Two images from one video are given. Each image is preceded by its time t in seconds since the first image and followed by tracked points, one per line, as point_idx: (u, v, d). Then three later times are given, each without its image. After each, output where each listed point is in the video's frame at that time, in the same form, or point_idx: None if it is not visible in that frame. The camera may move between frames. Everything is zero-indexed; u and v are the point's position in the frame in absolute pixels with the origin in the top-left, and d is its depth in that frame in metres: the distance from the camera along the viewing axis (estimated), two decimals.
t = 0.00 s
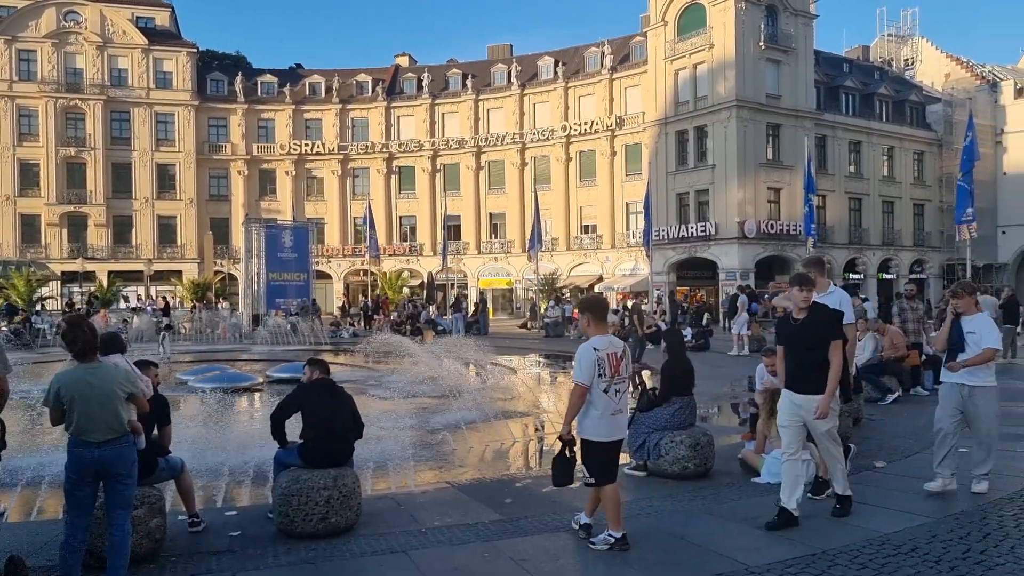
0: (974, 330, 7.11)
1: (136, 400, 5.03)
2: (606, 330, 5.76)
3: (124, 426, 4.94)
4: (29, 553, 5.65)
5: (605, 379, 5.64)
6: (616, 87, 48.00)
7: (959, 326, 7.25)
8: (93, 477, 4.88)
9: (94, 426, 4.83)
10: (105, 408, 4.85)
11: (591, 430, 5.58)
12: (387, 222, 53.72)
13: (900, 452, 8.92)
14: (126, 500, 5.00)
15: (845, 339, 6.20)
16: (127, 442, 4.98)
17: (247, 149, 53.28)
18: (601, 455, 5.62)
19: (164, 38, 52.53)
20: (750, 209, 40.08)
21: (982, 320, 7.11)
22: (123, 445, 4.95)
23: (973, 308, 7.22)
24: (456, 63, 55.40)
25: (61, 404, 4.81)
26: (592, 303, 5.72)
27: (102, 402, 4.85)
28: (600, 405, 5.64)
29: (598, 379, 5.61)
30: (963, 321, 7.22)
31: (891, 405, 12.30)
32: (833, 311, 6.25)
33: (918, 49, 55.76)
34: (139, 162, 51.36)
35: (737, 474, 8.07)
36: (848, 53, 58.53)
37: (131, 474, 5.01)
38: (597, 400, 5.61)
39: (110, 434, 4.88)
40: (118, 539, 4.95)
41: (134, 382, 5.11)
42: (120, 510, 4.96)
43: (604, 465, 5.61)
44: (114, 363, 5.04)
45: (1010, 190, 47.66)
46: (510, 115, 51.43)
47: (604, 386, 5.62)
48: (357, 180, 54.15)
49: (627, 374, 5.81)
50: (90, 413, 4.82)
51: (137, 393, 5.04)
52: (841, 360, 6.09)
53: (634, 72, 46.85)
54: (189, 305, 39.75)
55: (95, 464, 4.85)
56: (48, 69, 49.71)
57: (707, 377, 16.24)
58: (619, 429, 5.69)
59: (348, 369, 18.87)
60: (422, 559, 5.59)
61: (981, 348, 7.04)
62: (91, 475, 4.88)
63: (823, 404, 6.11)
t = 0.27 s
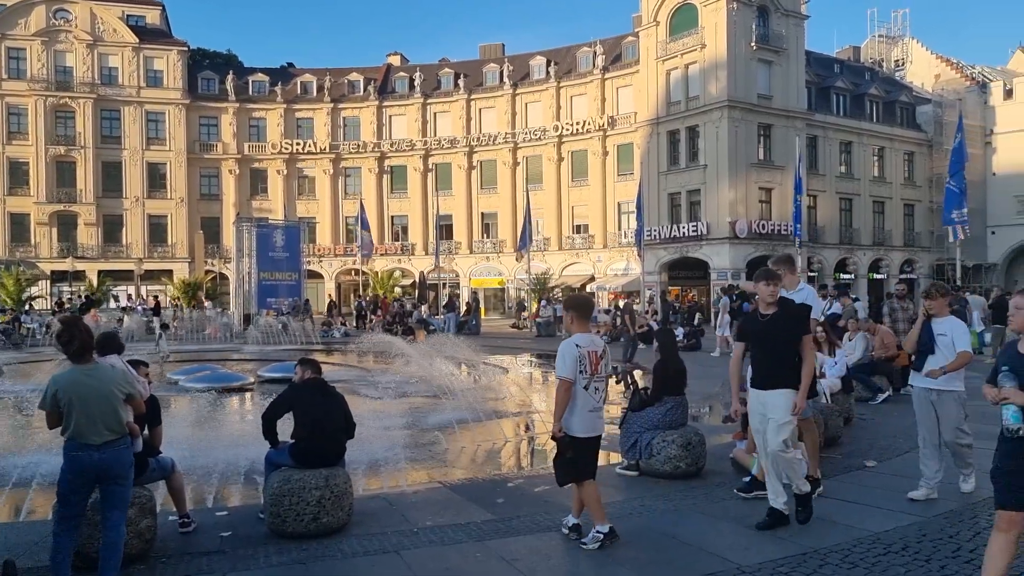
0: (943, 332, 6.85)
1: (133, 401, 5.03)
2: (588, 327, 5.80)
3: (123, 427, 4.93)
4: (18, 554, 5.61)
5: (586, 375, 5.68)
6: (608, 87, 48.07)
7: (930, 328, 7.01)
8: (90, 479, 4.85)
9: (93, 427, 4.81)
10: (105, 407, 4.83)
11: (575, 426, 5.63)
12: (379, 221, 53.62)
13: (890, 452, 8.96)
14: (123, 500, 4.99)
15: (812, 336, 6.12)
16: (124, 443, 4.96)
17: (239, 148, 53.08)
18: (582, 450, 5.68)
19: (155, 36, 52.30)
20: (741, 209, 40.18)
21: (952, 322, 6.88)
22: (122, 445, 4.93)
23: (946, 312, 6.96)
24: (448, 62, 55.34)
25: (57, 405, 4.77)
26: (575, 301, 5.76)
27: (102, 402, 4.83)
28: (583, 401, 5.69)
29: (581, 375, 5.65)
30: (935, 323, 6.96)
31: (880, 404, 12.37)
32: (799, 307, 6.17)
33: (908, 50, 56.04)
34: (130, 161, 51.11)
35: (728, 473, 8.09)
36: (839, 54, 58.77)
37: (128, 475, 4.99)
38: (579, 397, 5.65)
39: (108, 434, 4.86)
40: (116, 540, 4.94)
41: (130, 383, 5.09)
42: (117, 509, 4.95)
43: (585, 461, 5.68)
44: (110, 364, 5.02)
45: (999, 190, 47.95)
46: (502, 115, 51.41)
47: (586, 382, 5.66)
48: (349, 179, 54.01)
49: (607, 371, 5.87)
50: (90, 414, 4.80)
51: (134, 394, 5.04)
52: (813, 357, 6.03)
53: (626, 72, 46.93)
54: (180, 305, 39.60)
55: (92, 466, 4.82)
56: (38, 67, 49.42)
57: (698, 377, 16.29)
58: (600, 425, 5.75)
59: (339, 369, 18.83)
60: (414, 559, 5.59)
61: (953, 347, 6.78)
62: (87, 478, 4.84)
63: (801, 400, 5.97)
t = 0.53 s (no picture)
0: (925, 333, 6.99)
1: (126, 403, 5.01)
2: (574, 325, 5.82)
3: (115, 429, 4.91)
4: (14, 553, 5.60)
5: (571, 372, 5.70)
6: (604, 87, 48.08)
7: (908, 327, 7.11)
8: (86, 482, 4.84)
9: (84, 429, 4.79)
10: (95, 408, 4.81)
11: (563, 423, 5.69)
12: (375, 221, 53.59)
13: (885, 451, 8.98)
14: (119, 504, 4.98)
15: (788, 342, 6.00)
16: (118, 446, 4.95)
17: (234, 147, 52.96)
18: (569, 446, 5.75)
19: (150, 34, 52.15)
20: (737, 208, 40.23)
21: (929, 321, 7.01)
22: (115, 448, 4.92)
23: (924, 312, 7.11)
24: (444, 61, 55.28)
25: (48, 405, 4.76)
26: (563, 298, 5.77)
27: (93, 404, 4.81)
28: (570, 397, 5.72)
29: (567, 373, 5.67)
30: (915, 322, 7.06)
31: (875, 403, 12.39)
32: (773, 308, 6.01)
33: (903, 50, 56.15)
34: (125, 160, 50.99)
35: (724, 473, 8.08)
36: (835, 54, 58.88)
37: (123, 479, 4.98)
38: (565, 393, 5.68)
39: (100, 436, 4.84)
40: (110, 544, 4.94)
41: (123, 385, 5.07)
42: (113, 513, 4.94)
43: (570, 456, 5.75)
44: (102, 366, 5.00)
45: (993, 190, 48.07)
46: (499, 113, 51.37)
47: (572, 380, 5.69)
48: (344, 178, 53.94)
49: (593, 368, 5.89)
50: (80, 415, 4.78)
51: (126, 396, 5.02)
52: (787, 361, 5.87)
53: (622, 71, 46.95)
54: (175, 303, 39.53)
55: (87, 469, 4.80)
56: (32, 65, 49.27)
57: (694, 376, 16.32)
58: (587, 421, 5.80)
59: (335, 368, 18.79)
60: (409, 559, 5.58)
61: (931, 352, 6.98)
62: (83, 480, 4.83)
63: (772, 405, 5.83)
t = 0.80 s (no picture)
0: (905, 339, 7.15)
1: (113, 406, 4.90)
2: (562, 326, 5.84)
3: (100, 432, 4.83)
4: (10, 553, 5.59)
5: (555, 372, 5.70)
6: (603, 86, 48.09)
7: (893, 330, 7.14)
8: (78, 489, 4.82)
9: (67, 433, 4.76)
10: (77, 411, 4.76)
11: (543, 422, 5.65)
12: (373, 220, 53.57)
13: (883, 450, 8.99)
14: (112, 510, 4.96)
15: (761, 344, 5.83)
16: (107, 451, 4.89)
17: (232, 146, 52.94)
18: (550, 447, 5.68)
19: (148, 34, 52.11)
20: (735, 207, 40.24)
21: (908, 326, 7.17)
22: (102, 454, 4.86)
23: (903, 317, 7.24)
24: (442, 61, 55.28)
25: (35, 408, 4.77)
26: (554, 299, 5.82)
27: (75, 407, 4.76)
28: (552, 398, 5.68)
29: (549, 373, 5.67)
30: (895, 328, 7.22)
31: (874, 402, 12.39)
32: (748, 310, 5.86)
33: (901, 49, 56.22)
34: (123, 159, 50.92)
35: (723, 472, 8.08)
36: (833, 53, 58.92)
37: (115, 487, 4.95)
38: (547, 393, 5.66)
39: (84, 440, 4.79)
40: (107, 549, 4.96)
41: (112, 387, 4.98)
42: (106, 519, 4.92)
43: (549, 458, 5.68)
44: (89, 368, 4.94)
45: (991, 189, 48.11)
46: (497, 113, 51.37)
47: (554, 379, 5.67)
48: (343, 178, 53.93)
49: (580, 370, 5.85)
50: (63, 417, 4.75)
51: (113, 400, 4.90)
52: (756, 364, 5.71)
53: (620, 71, 46.96)
54: (173, 303, 39.50)
55: (79, 475, 4.79)
56: (30, 64, 49.21)
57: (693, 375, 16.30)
58: (569, 423, 5.73)
59: (333, 368, 18.78)
60: (408, 558, 5.58)
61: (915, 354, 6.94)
62: (74, 487, 4.82)
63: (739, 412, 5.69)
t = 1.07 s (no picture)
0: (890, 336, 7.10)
1: (100, 408, 4.79)
2: (550, 325, 5.84)
3: (83, 436, 4.75)
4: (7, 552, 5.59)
5: (539, 372, 5.70)
6: (601, 85, 48.09)
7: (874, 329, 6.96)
8: (74, 493, 4.80)
9: (52, 432, 4.74)
10: (58, 411, 4.72)
11: (526, 421, 5.67)
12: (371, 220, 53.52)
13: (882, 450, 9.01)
14: (113, 515, 4.92)
15: (731, 341, 5.69)
16: (93, 455, 4.81)
17: (230, 146, 52.88)
18: (534, 448, 5.68)
19: (146, 33, 52.03)
20: (734, 207, 40.27)
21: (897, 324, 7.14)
22: (87, 458, 4.78)
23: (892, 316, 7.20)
24: (441, 60, 55.24)
25: (27, 406, 4.80)
26: (541, 298, 5.81)
27: (60, 406, 4.72)
28: (535, 397, 5.70)
29: (532, 373, 5.68)
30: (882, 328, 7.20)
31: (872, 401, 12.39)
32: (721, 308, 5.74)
33: (899, 49, 56.29)
34: (121, 159, 50.84)
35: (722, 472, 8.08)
36: (831, 53, 58.94)
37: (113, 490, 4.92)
38: (530, 393, 5.68)
39: (69, 441, 4.74)
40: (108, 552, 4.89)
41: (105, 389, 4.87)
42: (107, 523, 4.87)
43: (531, 458, 5.66)
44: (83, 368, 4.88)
45: (989, 189, 48.16)
46: (495, 113, 51.37)
47: (537, 379, 5.68)
48: (341, 177, 53.92)
49: (567, 370, 5.83)
50: (48, 417, 4.73)
51: (99, 402, 4.78)
52: (720, 363, 5.58)
53: (618, 70, 46.99)
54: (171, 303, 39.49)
55: (71, 480, 4.76)
56: (27, 64, 49.11)
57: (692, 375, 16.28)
58: (553, 424, 5.72)
59: (331, 368, 18.75)
60: (406, 557, 5.58)
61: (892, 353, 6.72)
62: (68, 491, 4.81)
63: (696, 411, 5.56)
